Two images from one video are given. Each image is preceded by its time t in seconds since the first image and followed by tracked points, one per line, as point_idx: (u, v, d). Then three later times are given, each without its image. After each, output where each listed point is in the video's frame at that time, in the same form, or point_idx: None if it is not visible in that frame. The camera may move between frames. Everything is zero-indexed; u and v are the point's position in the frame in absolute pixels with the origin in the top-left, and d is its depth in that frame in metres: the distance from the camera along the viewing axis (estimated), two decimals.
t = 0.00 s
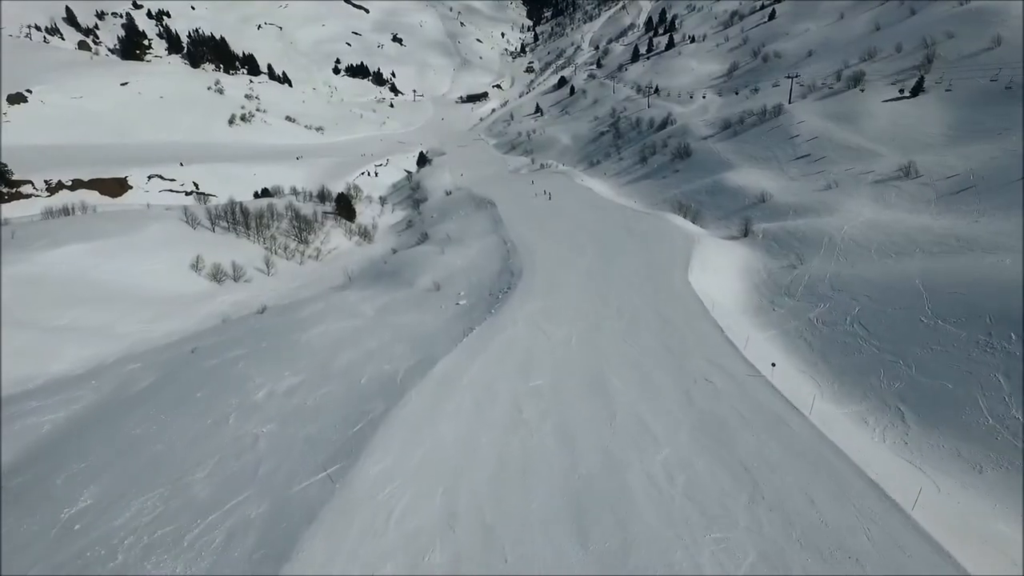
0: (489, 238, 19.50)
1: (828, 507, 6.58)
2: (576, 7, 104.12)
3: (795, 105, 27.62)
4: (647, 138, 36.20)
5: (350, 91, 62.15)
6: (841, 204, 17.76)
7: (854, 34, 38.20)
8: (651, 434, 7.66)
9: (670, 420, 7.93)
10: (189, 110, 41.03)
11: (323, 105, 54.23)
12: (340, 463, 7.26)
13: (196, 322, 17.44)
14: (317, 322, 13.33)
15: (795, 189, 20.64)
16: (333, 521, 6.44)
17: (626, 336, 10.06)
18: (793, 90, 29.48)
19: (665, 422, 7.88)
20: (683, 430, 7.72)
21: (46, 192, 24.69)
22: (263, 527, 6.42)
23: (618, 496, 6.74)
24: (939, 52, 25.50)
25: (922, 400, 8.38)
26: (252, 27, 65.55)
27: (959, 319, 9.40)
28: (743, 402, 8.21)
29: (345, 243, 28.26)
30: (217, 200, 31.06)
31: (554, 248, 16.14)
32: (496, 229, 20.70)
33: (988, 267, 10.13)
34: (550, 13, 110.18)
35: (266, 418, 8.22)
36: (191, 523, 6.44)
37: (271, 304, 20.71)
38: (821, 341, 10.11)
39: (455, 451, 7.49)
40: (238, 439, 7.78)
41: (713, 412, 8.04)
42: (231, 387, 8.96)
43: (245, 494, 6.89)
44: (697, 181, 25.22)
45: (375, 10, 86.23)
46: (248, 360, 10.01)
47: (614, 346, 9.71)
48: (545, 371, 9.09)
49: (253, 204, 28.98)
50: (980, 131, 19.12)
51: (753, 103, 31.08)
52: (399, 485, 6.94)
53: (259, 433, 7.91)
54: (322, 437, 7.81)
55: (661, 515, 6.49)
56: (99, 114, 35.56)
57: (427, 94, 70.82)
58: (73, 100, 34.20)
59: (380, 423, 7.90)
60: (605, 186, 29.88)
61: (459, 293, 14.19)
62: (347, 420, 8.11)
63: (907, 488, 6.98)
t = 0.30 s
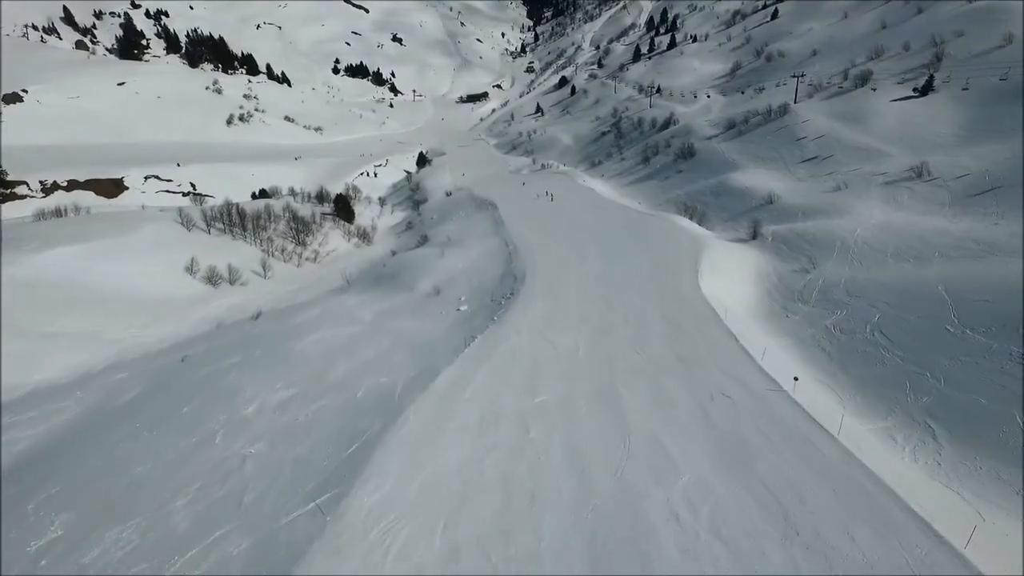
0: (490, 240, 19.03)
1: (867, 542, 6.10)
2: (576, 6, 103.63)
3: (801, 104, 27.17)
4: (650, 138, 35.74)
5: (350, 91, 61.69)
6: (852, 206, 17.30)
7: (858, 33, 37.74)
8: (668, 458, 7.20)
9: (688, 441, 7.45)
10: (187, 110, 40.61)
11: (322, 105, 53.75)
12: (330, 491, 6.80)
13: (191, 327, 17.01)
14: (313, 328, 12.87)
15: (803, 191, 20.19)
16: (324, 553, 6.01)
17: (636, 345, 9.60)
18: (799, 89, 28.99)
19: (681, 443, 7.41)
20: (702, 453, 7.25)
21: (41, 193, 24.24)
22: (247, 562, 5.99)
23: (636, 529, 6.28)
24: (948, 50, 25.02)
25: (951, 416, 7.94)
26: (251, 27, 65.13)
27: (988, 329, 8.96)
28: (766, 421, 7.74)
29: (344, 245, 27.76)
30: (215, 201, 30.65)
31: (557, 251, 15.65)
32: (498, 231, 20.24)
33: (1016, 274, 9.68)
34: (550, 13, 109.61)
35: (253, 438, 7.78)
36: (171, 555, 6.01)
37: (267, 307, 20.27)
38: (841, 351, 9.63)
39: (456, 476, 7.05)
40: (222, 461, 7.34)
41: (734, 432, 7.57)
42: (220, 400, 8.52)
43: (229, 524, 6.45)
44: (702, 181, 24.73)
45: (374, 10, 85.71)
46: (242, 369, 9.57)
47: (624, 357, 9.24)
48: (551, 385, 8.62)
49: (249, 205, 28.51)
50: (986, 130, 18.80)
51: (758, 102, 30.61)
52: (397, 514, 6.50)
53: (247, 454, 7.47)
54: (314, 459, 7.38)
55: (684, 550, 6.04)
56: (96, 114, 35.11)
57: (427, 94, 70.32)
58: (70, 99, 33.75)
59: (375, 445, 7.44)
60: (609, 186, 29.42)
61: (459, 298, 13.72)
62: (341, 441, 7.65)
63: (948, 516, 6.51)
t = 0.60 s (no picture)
0: (489, 243, 18.58)
1: None
2: (574, 6, 103.20)
3: (803, 104, 26.77)
4: (649, 138, 35.35)
5: (347, 91, 61.19)
6: (860, 207, 16.89)
7: (860, 31, 37.35)
8: (686, 484, 6.73)
9: (705, 465, 6.99)
10: (183, 111, 40.16)
11: (319, 105, 53.27)
12: (317, 519, 6.37)
13: (182, 333, 16.56)
14: (305, 335, 12.43)
15: (808, 192, 19.81)
16: None
17: (644, 356, 9.16)
18: (802, 88, 28.56)
19: (699, 467, 6.95)
20: (722, 478, 6.80)
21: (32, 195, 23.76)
22: None
23: (654, 568, 5.82)
24: (954, 48, 24.63)
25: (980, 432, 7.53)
26: (247, 27, 64.62)
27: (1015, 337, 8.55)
28: (787, 441, 7.31)
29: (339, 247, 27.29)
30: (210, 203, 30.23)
31: (558, 253, 15.21)
32: (496, 233, 19.80)
33: None
34: (548, 13, 108.99)
35: (236, 459, 7.35)
36: None
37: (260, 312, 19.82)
38: (858, 362, 9.24)
39: (453, 502, 6.61)
40: (202, 485, 6.91)
41: (754, 455, 7.12)
42: (205, 416, 8.08)
43: (208, 559, 5.99)
44: (704, 182, 24.33)
45: (372, 10, 85.23)
46: (229, 381, 9.14)
47: (632, 368, 8.83)
48: (556, 400, 8.19)
49: (243, 207, 28.02)
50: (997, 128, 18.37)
51: (760, 101, 30.19)
52: (393, 547, 6.07)
53: (229, 479, 7.01)
54: (300, 485, 6.90)
55: None
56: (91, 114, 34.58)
57: (424, 95, 69.83)
58: (64, 99, 33.24)
59: (366, 468, 7.00)
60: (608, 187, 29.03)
61: (457, 304, 13.27)
62: (331, 462, 7.21)
63: (988, 545, 6.12)
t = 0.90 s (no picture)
0: (487, 245, 18.16)
1: None
2: (573, 5, 102.66)
3: (807, 102, 26.36)
4: (649, 138, 34.93)
5: (344, 91, 60.72)
6: (868, 208, 16.46)
7: (862, 30, 36.91)
8: (703, 515, 6.45)
9: (723, 494, 6.71)
10: (178, 111, 39.68)
11: (316, 105, 52.75)
12: (300, 556, 6.00)
13: (171, 339, 16.09)
14: (296, 343, 11.97)
15: (813, 192, 19.40)
16: None
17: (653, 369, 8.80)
18: (805, 87, 28.16)
19: (716, 496, 6.67)
20: (741, 508, 6.54)
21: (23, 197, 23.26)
22: None
23: None
24: (961, 45, 24.22)
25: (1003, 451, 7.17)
26: (244, 27, 64.10)
27: None
28: (811, 466, 7.06)
29: (335, 251, 26.84)
30: (205, 204, 29.77)
31: (559, 256, 14.76)
32: (495, 235, 19.38)
33: None
34: (546, 12, 108.51)
35: (216, 485, 6.97)
36: None
37: (254, 317, 19.36)
38: (876, 378, 8.88)
39: (447, 537, 6.24)
40: (179, 512, 6.48)
41: (775, 483, 6.84)
42: (187, 433, 7.67)
43: None
44: (706, 183, 23.94)
45: (370, 10, 84.73)
46: (213, 393, 8.71)
47: (640, 382, 8.48)
48: (559, 418, 7.80)
49: (238, 209, 27.53)
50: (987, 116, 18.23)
51: (762, 100, 29.78)
52: None
53: (207, 508, 6.61)
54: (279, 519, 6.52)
55: None
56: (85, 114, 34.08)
57: (422, 95, 69.30)
58: (57, 100, 32.73)
59: (356, 498, 6.62)
60: (608, 188, 28.63)
61: (454, 309, 12.82)
62: (317, 494, 6.83)
63: None
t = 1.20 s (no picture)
0: (485, 249, 17.70)
1: None
2: (572, 5, 102.10)
3: (811, 102, 25.89)
4: (650, 138, 34.47)
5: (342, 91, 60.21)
6: (877, 210, 16.00)
7: (864, 29, 36.48)
8: (722, 554, 6.02)
9: (744, 529, 6.28)
10: (174, 112, 39.19)
11: (314, 105, 52.24)
12: None
13: (160, 345, 15.62)
14: (287, 352, 11.49)
15: (819, 193, 18.96)
16: None
17: (663, 385, 8.37)
18: (809, 85, 27.70)
19: (736, 531, 6.25)
20: (763, 545, 6.12)
21: (15, 199, 22.82)
22: None
23: None
24: (968, 42, 23.75)
25: None
26: (241, 27, 63.57)
27: None
28: (835, 496, 6.63)
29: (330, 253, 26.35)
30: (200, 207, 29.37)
31: (560, 261, 14.28)
32: (494, 238, 18.92)
33: None
34: (544, 12, 108.00)
35: (188, 516, 6.52)
36: None
37: (247, 321, 18.91)
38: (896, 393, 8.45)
39: None
40: (149, 548, 6.04)
41: (800, 518, 6.40)
42: (161, 454, 7.21)
43: None
44: (709, 184, 23.47)
45: (368, 9, 84.21)
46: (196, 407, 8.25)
47: (647, 400, 8.05)
48: (563, 442, 7.39)
49: (231, 212, 27.09)
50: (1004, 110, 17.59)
51: (765, 99, 29.32)
52: None
53: (179, 545, 6.18)
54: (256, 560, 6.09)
55: None
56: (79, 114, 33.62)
57: (421, 95, 68.79)
58: (51, 100, 32.22)
59: (339, 535, 6.21)
60: (609, 188, 28.16)
61: (451, 317, 12.34)
62: (298, 528, 6.41)
63: None
